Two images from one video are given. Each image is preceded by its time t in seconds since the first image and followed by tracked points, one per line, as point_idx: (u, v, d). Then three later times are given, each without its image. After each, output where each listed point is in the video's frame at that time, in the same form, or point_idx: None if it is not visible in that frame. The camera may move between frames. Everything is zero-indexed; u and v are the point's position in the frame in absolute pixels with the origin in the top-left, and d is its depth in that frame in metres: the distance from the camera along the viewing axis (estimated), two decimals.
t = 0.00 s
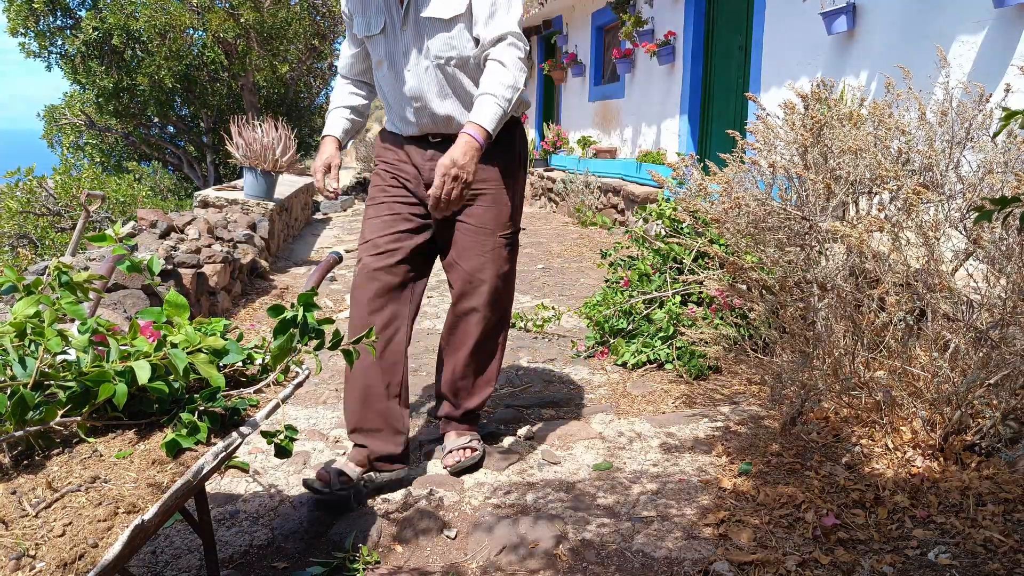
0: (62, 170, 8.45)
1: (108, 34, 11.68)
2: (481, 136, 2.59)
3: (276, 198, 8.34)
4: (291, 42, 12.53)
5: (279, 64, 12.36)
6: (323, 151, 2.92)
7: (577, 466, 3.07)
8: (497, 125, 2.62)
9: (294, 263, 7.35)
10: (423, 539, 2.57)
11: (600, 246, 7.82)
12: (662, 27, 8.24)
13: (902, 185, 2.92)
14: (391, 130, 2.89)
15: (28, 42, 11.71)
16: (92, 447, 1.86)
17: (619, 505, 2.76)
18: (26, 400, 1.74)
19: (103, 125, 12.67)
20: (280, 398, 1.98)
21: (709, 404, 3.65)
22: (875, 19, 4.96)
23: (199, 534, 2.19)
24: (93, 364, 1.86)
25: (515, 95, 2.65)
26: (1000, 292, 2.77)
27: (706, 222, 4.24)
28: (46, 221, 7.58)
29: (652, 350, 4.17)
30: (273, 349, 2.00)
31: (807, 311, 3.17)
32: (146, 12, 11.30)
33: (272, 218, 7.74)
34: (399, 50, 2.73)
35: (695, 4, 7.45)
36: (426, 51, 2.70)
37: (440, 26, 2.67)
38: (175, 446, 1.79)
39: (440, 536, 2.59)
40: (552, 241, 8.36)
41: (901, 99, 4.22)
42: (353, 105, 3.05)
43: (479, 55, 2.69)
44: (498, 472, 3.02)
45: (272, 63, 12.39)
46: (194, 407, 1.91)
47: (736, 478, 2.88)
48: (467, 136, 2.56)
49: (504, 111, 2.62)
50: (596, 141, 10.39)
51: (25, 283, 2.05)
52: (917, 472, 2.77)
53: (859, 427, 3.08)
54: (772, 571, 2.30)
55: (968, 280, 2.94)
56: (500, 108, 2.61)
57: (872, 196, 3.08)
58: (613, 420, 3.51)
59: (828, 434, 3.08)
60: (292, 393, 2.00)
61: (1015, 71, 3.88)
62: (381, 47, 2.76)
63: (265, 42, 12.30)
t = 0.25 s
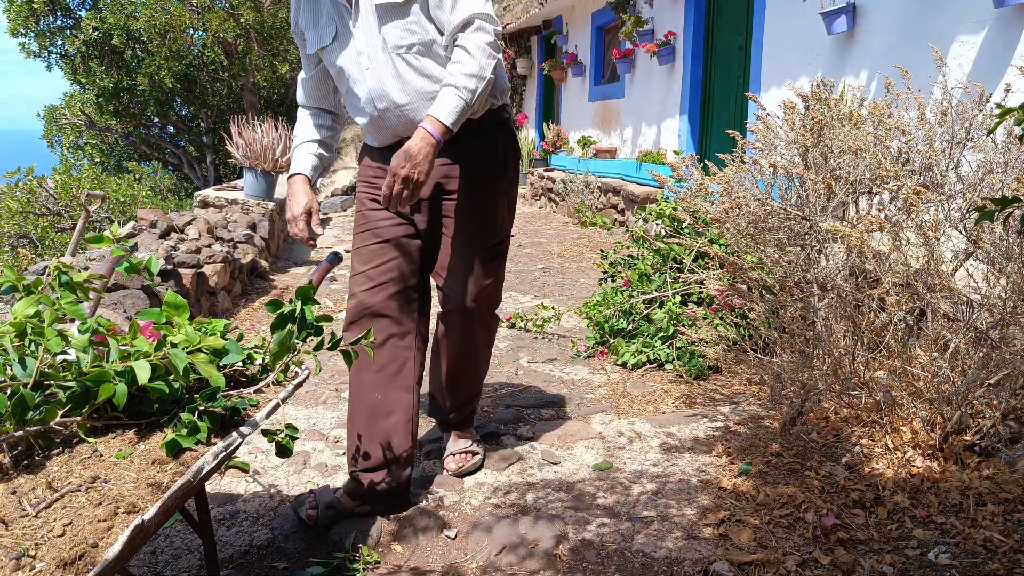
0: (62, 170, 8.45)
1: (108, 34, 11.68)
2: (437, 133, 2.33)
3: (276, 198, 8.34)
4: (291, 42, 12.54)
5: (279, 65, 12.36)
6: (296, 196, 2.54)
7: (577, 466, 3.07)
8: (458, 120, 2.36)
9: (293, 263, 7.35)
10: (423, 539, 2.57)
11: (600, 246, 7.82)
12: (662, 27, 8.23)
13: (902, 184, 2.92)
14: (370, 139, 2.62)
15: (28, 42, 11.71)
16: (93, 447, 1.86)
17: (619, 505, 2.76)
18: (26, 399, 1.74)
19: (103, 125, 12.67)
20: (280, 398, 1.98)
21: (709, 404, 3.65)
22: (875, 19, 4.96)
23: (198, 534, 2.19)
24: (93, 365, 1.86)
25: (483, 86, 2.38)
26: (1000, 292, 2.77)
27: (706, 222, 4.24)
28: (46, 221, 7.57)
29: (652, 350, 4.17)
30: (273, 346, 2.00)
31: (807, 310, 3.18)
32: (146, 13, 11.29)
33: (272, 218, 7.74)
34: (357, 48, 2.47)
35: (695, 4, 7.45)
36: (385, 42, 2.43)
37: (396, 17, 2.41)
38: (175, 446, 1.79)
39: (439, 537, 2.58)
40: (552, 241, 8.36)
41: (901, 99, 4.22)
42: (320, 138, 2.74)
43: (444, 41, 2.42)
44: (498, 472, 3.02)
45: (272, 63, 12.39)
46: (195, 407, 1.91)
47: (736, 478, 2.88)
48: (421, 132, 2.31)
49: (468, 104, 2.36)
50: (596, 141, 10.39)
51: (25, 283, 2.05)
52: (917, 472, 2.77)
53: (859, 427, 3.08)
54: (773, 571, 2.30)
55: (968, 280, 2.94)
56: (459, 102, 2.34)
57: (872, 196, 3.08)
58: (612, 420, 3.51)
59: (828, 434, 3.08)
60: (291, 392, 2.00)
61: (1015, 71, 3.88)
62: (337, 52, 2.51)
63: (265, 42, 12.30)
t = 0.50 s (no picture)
0: (63, 170, 8.45)
1: (108, 34, 11.68)
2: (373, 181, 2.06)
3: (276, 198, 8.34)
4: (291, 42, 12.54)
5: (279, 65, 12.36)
6: (255, 226, 2.35)
7: (577, 466, 3.07)
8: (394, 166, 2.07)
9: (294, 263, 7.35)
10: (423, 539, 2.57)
11: (600, 246, 7.82)
12: (662, 27, 8.24)
13: (902, 185, 2.92)
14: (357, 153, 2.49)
15: (28, 42, 11.71)
16: (93, 447, 1.86)
17: (619, 504, 2.76)
18: (27, 399, 1.74)
19: (103, 125, 12.67)
20: (280, 398, 1.98)
21: (709, 404, 3.65)
22: (875, 19, 4.96)
23: (199, 534, 2.19)
24: (93, 364, 1.86)
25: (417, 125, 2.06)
26: (1000, 292, 2.77)
27: (706, 223, 4.24)
28: (46, 221, 7.57)
29: (652, 350, 4.17)
30: (273, 346, 1.99)
31: (807, 310, 3.18)
32: (146, 12, 11.30)
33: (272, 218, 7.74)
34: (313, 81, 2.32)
35: (695, 5, 7.45)
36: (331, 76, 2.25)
37: (334, 50, 2.18)
38: (175, 446, 1.80)
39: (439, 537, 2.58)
40: (552, 241, 8.36)
41: (901, 99, 4.21)
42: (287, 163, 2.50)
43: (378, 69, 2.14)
44: (498, 472, 3.02)
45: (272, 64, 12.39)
46: (195, 407, 1.91)
47: (736, 478, 2.88)
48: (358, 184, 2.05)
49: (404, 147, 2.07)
50: (596, 141, 10.39)
51: (25, 283, 2.05)
52: (917, 472, 2.77)
53: (859, 427, 3.08)
54: (772, 571, 2.30)
55: (968, 280, 2.94)
56: (393, 146, 2.05)
57: (872, 196, 3.08)
58: (612, 420, 3.51)
59: (828, 434, 3.08)
60: (292, 395, 2.00)
61: (1015, 71, 3.88)
62: (299, 83, 2.39)
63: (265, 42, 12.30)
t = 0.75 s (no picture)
0: (63, 170, 8.45)
1: (108, 34, 11.67)
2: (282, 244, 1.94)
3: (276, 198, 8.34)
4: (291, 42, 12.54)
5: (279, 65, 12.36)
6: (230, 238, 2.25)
7: (577, 466, 3.07)
8: (309, 231, 1.94)
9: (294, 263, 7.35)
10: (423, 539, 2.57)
11: (600, 246, 7.82)
12: (662, 27, 8.24)
13: (902, 185, 2.92)
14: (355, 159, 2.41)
15: (28, 42, 11.71)
16: (93, 447, 1.86)
17: (619, 505, 2.76)
18: (26, 400, 1.75)
19: (103, 125, 12.66)
20: (280, 398, 1.98)
21: (709, 404, 3.65)
22: (875, 19, 4.96)
23: (199, 534, 2.19)
24: (93, 365, 1.86)
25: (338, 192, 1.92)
26: (1000, 292, 2.77)
27: (706, 223, 4.24)
28: (46, 221, 7.57)
29: (652, 350, 4.17)
30: (273, 346, 1.97)
31: (807, 310, 3.18)
32: (146, 13, 11.31)
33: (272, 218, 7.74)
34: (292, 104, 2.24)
35: (695, 5, 7.45)
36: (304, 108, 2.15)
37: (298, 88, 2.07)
38: (175, 446, 1.80)
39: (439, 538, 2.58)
40: (552, 241, 8.36)
41: (901, 99, 4.22)
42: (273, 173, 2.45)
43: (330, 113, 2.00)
44: (498, 472, 3.02)
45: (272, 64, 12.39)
46: (194, 407, 1.91)
47: (736, 478, 2.88)
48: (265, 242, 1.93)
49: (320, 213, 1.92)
50: (596, 141, 10.39)
51: (25, 283, 2.05)
52: (917, 473, 2.76)
53: (859, 427, 3.08)
54: (772, 571, 2.30)
55: (968, 280, 2.94)
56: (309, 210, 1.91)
57: (872, 196, 3.07)
58: (613, 421, 3.51)
59: (828, 434, 3.08)
60: (291, 395, 2.01)
61: (1015, 71, 3.88)
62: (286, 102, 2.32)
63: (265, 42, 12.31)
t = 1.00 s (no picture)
0: (62, 170, 8.44)
1: (108, 34, 11.68)
2: (197, 312, 1.66)
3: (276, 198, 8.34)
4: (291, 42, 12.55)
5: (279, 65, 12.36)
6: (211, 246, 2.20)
7: (577, 466, 3.07)
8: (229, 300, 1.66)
9: (294, 263, 7.35)
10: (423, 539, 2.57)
11: (600, 246, 7.82)
12: (661, 27, 8.23)
13: (902, 185, 2.92)
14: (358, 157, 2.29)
15: (28, 42, 11.71)
16: (93, 447, 1.86)
17: (619, 505, 2.76)
18: (25, 401, 1.73)
19: (103, 125, 12.66)
20: (280, 398, 1.98)
21: (709, 404, 3.65)
22: (875, 19, 4.96)
23: (199, 534, 2.19)
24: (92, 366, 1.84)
25: (266, 254, 1.65)
26: (1000, 292, 2.77)
27: (706, 223, 4.24)
28: (46, 222, 7.56)
29: (652, 350, 4.17)
30: (274, 348, 1.97)
31: (807, 310, 3.18)
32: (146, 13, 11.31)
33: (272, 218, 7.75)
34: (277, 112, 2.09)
35: (695, 5, 7.46)
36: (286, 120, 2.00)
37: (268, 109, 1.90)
38: (170, 449, 1.79)
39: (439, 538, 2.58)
40: (552, 241, 8.36)
41: (901, 100, 4.21)
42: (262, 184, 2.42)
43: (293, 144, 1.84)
44: (498, 472, 3.02)
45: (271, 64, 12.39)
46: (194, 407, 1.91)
47: (736, 478, 2.88)
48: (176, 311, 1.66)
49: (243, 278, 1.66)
50: (596, 141, 10.39)
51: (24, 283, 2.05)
52: (917, 472, 2.76)
53: (859, 427, 3.08)
54: (772, 571, 2.30)
55: (968, 280, 2.94)
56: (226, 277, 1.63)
57: (872, 196, 3.07)
58: (613, 421, 3.51)
59: (828, 434, 3.08)
60: (292, 394, 2.01)
61: (1015, 71, 3.88)
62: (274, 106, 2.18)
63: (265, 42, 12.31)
